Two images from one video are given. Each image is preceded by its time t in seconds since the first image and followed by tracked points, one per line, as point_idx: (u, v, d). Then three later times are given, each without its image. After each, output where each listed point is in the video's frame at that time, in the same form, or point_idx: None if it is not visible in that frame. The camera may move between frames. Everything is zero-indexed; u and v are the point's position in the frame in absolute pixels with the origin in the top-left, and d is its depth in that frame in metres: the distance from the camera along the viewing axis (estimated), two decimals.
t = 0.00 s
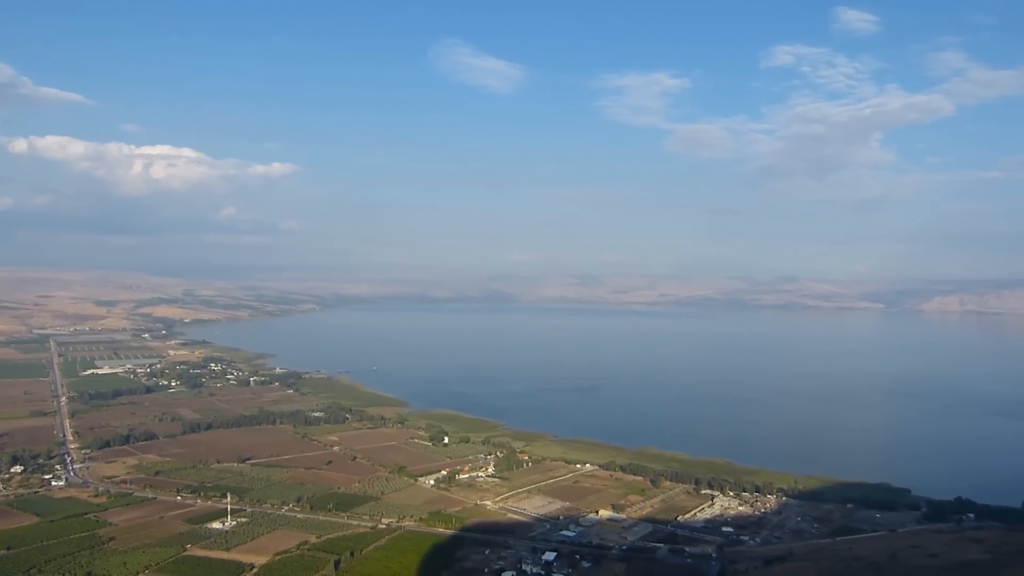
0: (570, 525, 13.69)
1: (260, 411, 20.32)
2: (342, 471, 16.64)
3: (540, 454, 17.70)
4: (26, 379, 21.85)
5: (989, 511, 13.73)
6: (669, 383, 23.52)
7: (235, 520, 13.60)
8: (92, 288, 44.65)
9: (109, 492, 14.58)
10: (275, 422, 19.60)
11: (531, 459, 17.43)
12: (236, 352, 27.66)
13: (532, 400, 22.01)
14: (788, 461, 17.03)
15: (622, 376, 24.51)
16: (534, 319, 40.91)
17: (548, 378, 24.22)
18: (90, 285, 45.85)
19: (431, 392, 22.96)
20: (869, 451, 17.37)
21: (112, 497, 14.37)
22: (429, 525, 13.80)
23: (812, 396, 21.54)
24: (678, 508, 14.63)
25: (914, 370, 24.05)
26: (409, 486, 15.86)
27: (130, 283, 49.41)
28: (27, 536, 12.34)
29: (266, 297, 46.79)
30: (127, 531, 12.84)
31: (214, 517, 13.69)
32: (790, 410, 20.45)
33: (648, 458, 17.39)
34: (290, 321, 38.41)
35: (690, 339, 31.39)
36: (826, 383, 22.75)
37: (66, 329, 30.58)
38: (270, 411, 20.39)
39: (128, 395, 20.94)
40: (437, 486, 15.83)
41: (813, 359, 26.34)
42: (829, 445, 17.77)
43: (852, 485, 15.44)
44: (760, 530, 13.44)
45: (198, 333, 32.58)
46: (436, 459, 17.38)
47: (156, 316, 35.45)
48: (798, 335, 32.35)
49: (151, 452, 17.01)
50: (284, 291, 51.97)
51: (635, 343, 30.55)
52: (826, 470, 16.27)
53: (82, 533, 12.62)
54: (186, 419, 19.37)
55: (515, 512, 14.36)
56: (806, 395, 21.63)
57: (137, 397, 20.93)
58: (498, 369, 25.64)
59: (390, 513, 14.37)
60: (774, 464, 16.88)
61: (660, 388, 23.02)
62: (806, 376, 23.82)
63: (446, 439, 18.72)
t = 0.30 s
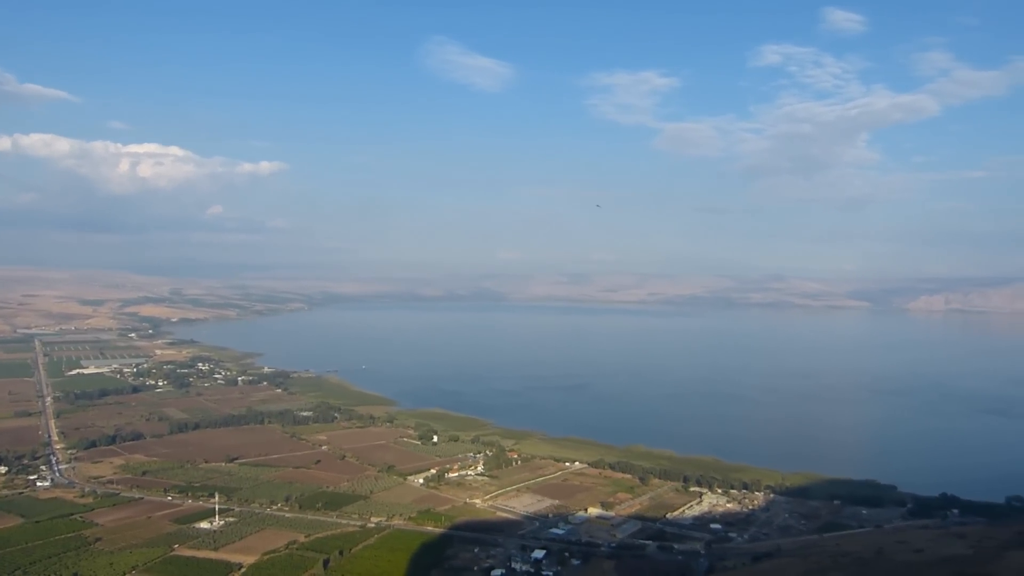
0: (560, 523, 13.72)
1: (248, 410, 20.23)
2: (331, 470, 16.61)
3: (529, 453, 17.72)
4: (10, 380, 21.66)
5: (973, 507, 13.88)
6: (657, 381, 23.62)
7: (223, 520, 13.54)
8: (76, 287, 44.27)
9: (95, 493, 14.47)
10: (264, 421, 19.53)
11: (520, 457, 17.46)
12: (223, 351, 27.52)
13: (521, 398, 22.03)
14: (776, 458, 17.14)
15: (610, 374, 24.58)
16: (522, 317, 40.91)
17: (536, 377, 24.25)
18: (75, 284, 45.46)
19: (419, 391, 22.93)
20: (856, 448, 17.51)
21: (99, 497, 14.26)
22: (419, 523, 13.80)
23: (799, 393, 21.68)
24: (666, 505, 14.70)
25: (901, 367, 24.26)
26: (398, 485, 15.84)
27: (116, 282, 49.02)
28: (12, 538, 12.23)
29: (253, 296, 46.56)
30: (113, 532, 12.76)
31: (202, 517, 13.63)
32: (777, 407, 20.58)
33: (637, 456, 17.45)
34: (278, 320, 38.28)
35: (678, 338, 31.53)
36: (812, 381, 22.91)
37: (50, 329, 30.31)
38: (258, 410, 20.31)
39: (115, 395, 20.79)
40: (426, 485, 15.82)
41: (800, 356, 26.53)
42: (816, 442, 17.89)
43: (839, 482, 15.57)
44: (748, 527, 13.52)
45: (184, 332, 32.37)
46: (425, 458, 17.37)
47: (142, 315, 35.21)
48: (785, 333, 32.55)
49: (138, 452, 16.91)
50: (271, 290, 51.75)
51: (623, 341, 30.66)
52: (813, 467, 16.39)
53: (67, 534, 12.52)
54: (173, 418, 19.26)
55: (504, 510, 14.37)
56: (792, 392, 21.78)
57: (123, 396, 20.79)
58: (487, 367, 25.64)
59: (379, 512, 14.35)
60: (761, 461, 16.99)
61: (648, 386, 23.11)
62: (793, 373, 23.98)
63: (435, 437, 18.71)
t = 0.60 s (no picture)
0: (546, 521, 13.71)
1: (233, 409, 20.09)
2: (317, 469, 16.53)
3: (516, 451, 17.71)
4: None
5: (956, 502, 13.99)
6: (643, 379, 23.66)
7: (208, 520, 13.44)
8: (59, 284, 43.83)
9: (79, 493, 14.33)
10: (249, 420, 19.41)
11: (507, 455, 17.44)
12: (208, 350, 27.33)
13: (508, 396, 22.01)
14: (762, 455, 17.21)
15: (598, 371, 24.62)
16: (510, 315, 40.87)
17: (523, 375, 24.25)
18: (57, 282, 45.00)
19: (406, 389, 22.88)
20: (841, 445, 17.62)
21: (82, 498, 14.12)
22: (405, 522, 13.76)
23: (785, 390, 21.79)
24: (653, 503, 14.73)
25: (886, 364, 24.43)
26: (384, 484, 15.79)
27: (99, 280, 48.58)
28: None
29: (238, 294, 46.28)
30: (97, 532, 12.64)
31: (186, 517, 13.52)
32: (764, 404, 20.67)
33: (623, 453, 17.48)
34: (264, 318, 38.07)
35: (664, 335, 31.63)
36: (798, 378, 23.03)
37: (32, 327, 29.99)
38: (243, 409, 20.18)
39: (98, 394, 20.60)
40: (412, 484, 15.77)
41: (786, 354, 26.66)
42: (802, 439, 17.99)
43: (824, 479, 15.65)
44: (734, 524, 13.57)
45: (169, 330, 32.13)
46: (412, 456, 17.33)
47: (126, 313, 34.92)
48: (771, 330, 32.70)
49: (122, 452, 16.76)
50: (256, 287, 51.46)
51: (610, 339, 30.71)
52: (799, 464, 16.48)
53: (50, 535, 12.39)
54: (158, 418, 19.10)
55: (491, 509, 14.35)
56: (779, 390, 21.89)
57: (107, 396, 20.60)
58: (474, 365, 25.61)
59: (366, 511, 14.30)
60: (747, 458, 17.06)
61: (635, 383, 23.15)
62: (778, 371, 24.10)
63: (421, 436, 18.67)
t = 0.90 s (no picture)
0: (534, 518, 13.75)
1: (219, 408, 20.03)
2: (304, 467, 16.50)
3: (503, 448, 17.74)
4: None
5: (940, 498, 14.13)
6: (630, 376, 23.75)
7: (194, 519, 13.41)
8: (42, 283, 43.47)
9: (63, 492, 14.24)
10: (235, 418, 19.35)
11: (494, 453, 17.47)
12: (194, 348, 27.20)
13: (495, 394, 22.04)
14: (748, 452, 17.31)
15: (585, 369, 24.68)
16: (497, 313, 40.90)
17: (510, 372, 24.27)
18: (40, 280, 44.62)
19: (393, 387, 22.86)
20: (826, 441, 17.75)
21: (67, 497, 14.04)
22: (393, 520, 13.76)
23: (771, 387, 21.93)
24: (639, 499, 14.80)
25: (870, 361, 24.63)
26: (371, 482, 15.79)
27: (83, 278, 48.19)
28: None
29: (224, 293, 46.04)
30: (82, 531, 12.58)
31: (172, 515, 13.48)
32: (750, 401, 20.79)
33: (610, 450, 17.55)
34: (251, 316, 37.92)
35: (651, 332, 31.76)
36: (783, 375, 23.18)
37: (15, 325, 29.74)
38: (229, 407, 20.11)
39: (82, 392, 20.48)
40: (399, 481, 15.78)
41: (771, 351, 26.82)
42: (787, 435, 18.11)
43: (809, 475, 15.77)
44: (720, 520, 13.65)
45: (154, 329, 31.95)
46: (399, 454, 17.33)
47: (110, 311, 34.69)
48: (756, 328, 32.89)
49: (107, 451, 16.67)
50: (242, 285, 51.22)
51: (596, 336, 30.80)
52: (784, 461, 16.59)
53: (34, 534, 12.32)
54: (143, 416, 19.00)
55: (478, 506, 14.38)
56: (764, 387, 22.02)
57: (91, 394, 20.49)
58: (461, 363, 25.62)
59: (353, 509, 14.29)
60: (733, 455, 17.15)
61: (622, 381, 23.23)
62: (764, 368, 24.24)
63: (408, 433, 18.66)
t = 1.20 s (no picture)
0: (522, 514, 13.75)
1: (206, 405, 19.92)
2: (292, 464, 16.44)
3: (491, 444, 17.73)
4: None
5: (925, 492, 14.22)
6: (619, 372, 23.79)
7: (181, 516, 13.33)
8: (26, 279, 43.11)
9: (49, 491, 14.13)
10: (223, 415, 19.25)
11: (482, 449, 17.46)
12: (181, 345, 27.05)
13: (484, 390, 22.03)
14: (736, 447, 17.37)
15: (573, 365, 24.71)
16: (486, 309, 40.89)
17: (499, 368, 24.28)
18: (25, 277, 44.24)
19: (381, 383, 22.81)
20: (814, 436, 17.83)
21: (52, 495, 13.93)
22: (381, 517, 13.73)
23: (759, 383, 22.02)
24: (628, 495, 14.82)
25: (857, 357, 24.76)
26: (360, 478, 15.75)
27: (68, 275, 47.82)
28: None
29: (211, 289, 45.80)
30: (68, 530, 12.48)
31: (159, 513, 13.40)
32: (738, 397, 20.87)
33: (599, 446, 17.57)
34: (238, 313, 37.76)
35: (639, 329, 31.82)
36: (771, 370, 23.27)
37: None
38: (217, 404, 20.01)
39: (67, 390, 20.32)
40: (388, 478, 15.74)
41: (759, 346, 26.94)
42: (774, 431, 18.18)
43: (797, 470, 15.84)
44: (708, 515, 13.70)
45: (141, 325, 31.75)
46: (387, 451, 17.29)
47: (96, 308, 34.44)
48: (744, 324, 33.01)
49: (93, 448, 16.55)
50: (229, 281, 50.92)
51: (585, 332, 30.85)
52: (772, 456, 16.66)
53: (19, 533, 12.22)
54: (129, 413, 18.88)
55: (467, 502, 14.37)
56: (752, 382, 22.10)
57: (77, 391, 20.34)
58: (450, 359, 25.59)
59: (342, 506, 14.25)
60: (721, 450, 17.21)
61: (610, 377, 23.27)
62: (752, 363, 24.34)
63: (397, 430, 18.62)
